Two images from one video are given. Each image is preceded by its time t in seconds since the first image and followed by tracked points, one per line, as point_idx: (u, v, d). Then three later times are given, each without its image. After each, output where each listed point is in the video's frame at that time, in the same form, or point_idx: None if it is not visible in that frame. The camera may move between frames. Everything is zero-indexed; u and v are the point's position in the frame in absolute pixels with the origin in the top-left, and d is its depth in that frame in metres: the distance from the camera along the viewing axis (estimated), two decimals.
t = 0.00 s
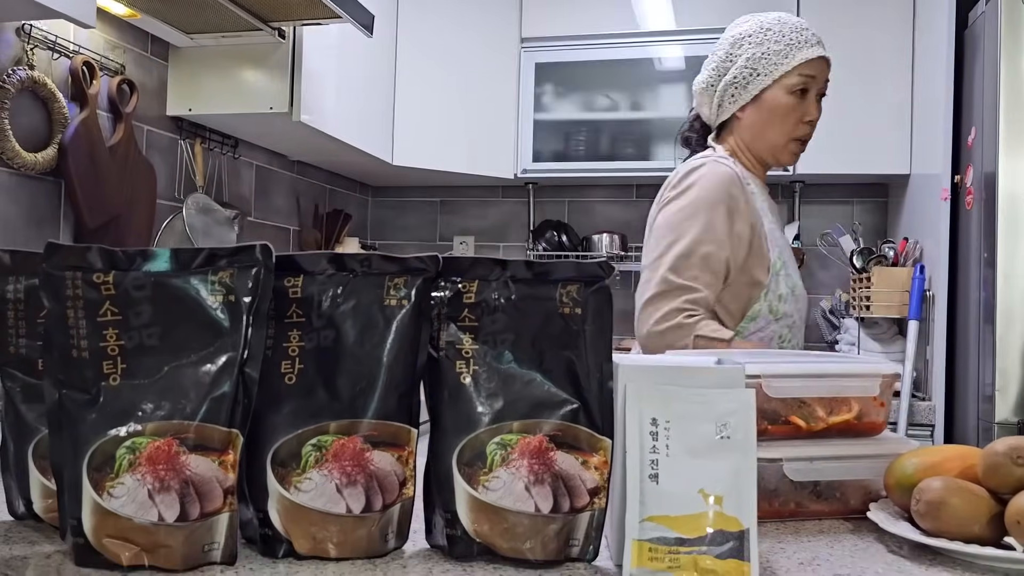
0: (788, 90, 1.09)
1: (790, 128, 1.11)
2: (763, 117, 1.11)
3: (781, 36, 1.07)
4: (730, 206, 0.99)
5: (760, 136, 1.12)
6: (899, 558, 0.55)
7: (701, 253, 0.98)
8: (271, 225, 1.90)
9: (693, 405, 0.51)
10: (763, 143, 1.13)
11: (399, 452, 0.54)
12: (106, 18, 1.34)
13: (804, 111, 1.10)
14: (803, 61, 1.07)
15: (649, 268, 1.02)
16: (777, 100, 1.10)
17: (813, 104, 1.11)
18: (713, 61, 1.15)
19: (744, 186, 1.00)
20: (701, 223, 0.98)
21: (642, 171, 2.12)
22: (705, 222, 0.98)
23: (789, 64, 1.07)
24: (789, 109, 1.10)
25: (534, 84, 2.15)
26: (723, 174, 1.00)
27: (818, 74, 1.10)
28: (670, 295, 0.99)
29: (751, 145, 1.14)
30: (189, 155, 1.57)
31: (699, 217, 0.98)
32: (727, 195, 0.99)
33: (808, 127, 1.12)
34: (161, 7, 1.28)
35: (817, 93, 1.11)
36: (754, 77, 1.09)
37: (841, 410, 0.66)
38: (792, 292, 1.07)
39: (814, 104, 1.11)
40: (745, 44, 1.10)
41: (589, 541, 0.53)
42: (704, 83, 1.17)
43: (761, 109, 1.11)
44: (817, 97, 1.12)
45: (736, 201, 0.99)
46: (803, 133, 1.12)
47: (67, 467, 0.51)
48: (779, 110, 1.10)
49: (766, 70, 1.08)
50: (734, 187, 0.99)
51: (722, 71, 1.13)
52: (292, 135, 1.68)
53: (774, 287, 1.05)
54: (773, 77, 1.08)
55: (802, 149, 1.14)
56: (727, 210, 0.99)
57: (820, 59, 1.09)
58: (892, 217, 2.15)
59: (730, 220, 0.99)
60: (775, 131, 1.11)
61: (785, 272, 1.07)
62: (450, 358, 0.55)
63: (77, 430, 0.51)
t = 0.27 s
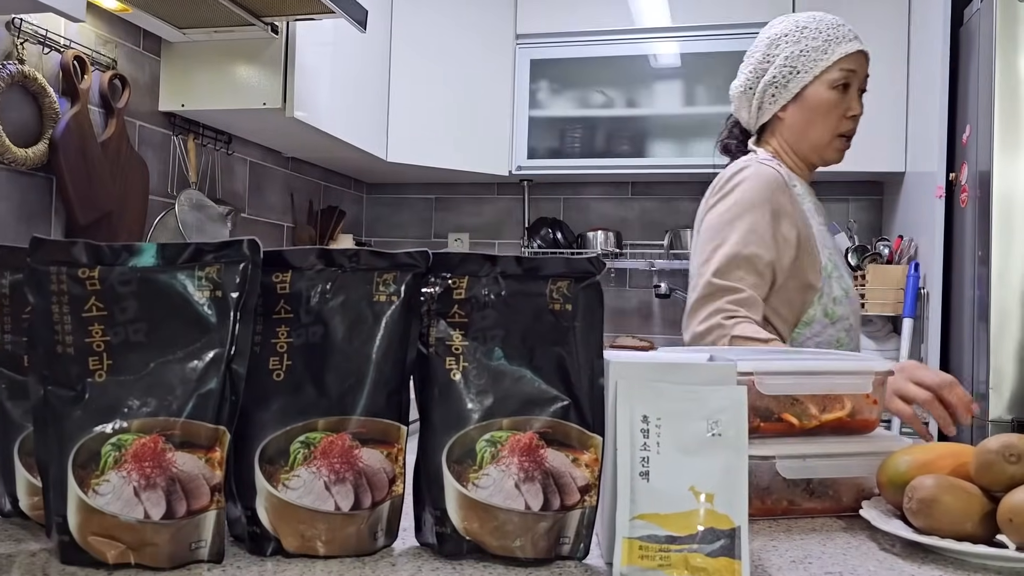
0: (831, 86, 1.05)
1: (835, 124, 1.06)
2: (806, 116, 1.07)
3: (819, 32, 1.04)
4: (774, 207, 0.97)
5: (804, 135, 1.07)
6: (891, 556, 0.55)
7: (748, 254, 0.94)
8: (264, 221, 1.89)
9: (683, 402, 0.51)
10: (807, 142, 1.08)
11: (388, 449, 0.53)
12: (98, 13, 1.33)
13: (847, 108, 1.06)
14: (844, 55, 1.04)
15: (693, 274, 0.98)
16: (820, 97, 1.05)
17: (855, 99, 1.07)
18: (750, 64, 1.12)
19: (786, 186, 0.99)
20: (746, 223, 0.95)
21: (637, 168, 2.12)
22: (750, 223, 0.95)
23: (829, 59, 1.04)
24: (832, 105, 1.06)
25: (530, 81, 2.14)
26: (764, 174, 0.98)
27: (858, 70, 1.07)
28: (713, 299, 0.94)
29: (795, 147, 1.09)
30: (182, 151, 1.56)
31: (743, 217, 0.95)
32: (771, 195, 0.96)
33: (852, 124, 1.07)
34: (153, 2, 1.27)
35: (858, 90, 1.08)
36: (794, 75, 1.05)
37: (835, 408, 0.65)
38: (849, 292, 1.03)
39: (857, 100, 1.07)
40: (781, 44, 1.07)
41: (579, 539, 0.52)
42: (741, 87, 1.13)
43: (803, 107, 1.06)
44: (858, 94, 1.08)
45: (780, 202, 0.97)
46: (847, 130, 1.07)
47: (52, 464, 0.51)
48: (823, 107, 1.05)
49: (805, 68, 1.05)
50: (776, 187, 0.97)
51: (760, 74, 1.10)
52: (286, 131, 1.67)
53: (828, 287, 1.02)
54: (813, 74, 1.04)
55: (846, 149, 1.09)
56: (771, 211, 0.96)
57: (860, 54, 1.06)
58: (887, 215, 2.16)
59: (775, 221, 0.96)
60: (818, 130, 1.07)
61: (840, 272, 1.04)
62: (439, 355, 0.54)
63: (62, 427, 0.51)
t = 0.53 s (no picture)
0: (885, 72, 1.06)
1: (893, 111, 1.07)
2: (862, 104, 1.08)
3: (871, 14, 1.04)
4: (821, 216, 0.99)
5: (861, 125, 1.08)
6: (886, 553, 0.55)
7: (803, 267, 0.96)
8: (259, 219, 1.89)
9: (681, 400, 0.51)
10: (864, 130, 1.09)
11: (387, 446, 0.53)
12: (93, 10, 1.33)
13: (905, 93, 1.06)
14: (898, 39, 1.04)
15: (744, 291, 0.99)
16: (875, 84, 1.06)
17: (914, 84, 1.07)
18: (798, 50, 1.13)
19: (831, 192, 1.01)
20: (798, 235, 0.97)
21: (632, 167, 2.12)
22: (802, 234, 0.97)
23: (883, 43, 1.04)
24: (887, 92, 1.06)
25: (525, 79, 2.14)
26: (809, 183, 1.00)
27: (914, 54, 1.07)
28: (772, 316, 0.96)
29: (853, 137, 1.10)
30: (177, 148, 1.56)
31: (796, 228, 0.97)
32: (817, 204, 0.99)
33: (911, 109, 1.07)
34: None
35: (914, 74, 1.08)
36: (846, 63, 1.06)
37: (830, 406, 0.65)
38: (899, 299, 1.03)
39: (915, 85, 1.07)
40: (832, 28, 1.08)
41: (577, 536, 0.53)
42: (789, 74, 1.15)
43: (857, 95, 1.07)
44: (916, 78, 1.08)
45: (826, 210, 1.00)
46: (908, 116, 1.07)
47: (51, 461, 0.51)
48: (879, 94, 1.06)
49: (858, 54, 1.05)
50: (821, 195, 1.00)
51: (809, 61, 1.11)
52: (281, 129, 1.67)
53: (876, 295, 1.03)
54: (868, 59, 1.05)
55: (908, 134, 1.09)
56: (819, 220, 0.99)
57: (915, 36, 1.06)
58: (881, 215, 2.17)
59: (823, 230, 0.99)
60: (875, 118, 1.08)
61: (892, 278, 1.03)
62: (438, 353, 0.54)
63: (61, 423, 0.51)
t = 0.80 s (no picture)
0: (949, 69, 0.99)
1: (953, 112, 1.01)
2: (919, 103, 1.02)
3: (936, 7, 0.97)
4: (827, 216, 1.01)
5: (917, 125, 1.03)
6: (873, 554, 0.55)
7: (807, 267, 0.99)
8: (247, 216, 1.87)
9: (668, 400, 0.51)
10: (919, 130, 1.04)
11: (372, 446, 0.53)
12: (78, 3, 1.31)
13: (970, 92, 1.00)
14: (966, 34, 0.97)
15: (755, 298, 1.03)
16: (934, 82, 1.00)
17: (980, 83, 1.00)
18: (856, 39, 1.06)
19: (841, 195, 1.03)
20: (801, 236, 1.01)
21: (623, 165, 2.12)
22: (807, 235, 1.00)
23: (946, 39, 0.97)
24: (950, 90, 1.00)
25: (516, 76, 2.14)
26: (815, 187, 1.03)
27: (984, 49, 0.99)
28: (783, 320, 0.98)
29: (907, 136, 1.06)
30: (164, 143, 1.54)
31: (800, 230, 1.01)
32: (823, 205, 1.02)
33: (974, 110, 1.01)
34: None
35: (983, 70, 1.00)
36: (903, 58, 1.00)
37: (818, 406, 0.65)
38: (907, 311, 1.01)
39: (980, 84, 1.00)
40: (893, 17, 1.01)
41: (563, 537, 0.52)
42: (844, 65, 1.08)
43: (917, 93, 1.01)
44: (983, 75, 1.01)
45: (832, 216, 1.02)
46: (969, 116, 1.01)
47: (30, 460, 0.50)
48: (938, 94, 1.00)
49: (917, 50, 0.99)
50: (827, 197, 1.02)
51: (866, 53, 1.05)
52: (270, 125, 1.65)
53: (876, 305, 1.02)
54: (927, 55, 0.98)
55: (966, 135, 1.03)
56: (826, 221, 1.01)
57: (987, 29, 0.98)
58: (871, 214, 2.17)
59: (831, 231, 1.01)
60: (934, 118, 1.02)
61: (901, 289, 1.02)
62: (424, 351, 0.54)
63: (40, 422, 0.50)
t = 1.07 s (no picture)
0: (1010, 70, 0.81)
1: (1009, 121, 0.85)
2: (970, 106, 0.86)
3: None
4: (861, 192, 0.97)
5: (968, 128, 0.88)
6: (864, 552, 0.55)
7: (846, 243, 0.94)
8: (237, 213, 1.86)
9: (662, 399, 0.51)
10: (967, 133, 0.90)
11: (365, 444, 0.52)
12: None
13: None
14: None
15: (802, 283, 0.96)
16: (993, 85, 0.83)
17: None
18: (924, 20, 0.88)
19: (875, 173, 0.98)
20: (836, 212, 0.95)
21: (614, 163, 2.12)
22: (842, 210, 0.95)
23: (1009, 37, 0.80)
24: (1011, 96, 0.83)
25: (507, 73, 2.13)
26: (845, 164, 0.98)
27: None
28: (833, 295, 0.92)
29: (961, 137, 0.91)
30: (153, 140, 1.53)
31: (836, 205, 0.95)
32: (854, 181, 0.97)
33: None
34: None
35: None
36: (959, 55, 0.83)
37: (810, 405, 0.65)
38: (914, 303, 0.97)
39: None
40: (957, 5, 0.82)
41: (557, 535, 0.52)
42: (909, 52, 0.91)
43: (969, 95, 0.85)
44: None
45: (867, 196, 0.97)
46: None
47: (22, 457, 0.49)
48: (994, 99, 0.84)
49: (974, 48, 0.82)
50: (858, 172, 0.97)
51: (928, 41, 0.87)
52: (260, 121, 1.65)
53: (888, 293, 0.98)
54: (985, 54, 0.81)
55: None
56: (860, 197, 0.96)
57: None
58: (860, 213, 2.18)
59: (866, 208, 0.96)
60: (982, 123, 0.86)
61: (913, 279, 0.97)
62: (417, 350, 0.54)
63: (32, 420, 0.49)
